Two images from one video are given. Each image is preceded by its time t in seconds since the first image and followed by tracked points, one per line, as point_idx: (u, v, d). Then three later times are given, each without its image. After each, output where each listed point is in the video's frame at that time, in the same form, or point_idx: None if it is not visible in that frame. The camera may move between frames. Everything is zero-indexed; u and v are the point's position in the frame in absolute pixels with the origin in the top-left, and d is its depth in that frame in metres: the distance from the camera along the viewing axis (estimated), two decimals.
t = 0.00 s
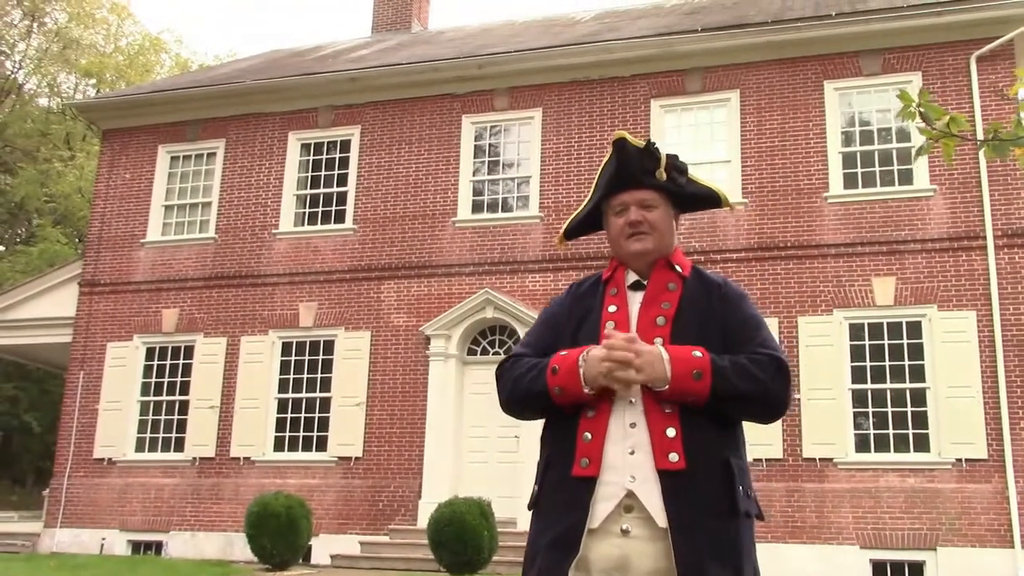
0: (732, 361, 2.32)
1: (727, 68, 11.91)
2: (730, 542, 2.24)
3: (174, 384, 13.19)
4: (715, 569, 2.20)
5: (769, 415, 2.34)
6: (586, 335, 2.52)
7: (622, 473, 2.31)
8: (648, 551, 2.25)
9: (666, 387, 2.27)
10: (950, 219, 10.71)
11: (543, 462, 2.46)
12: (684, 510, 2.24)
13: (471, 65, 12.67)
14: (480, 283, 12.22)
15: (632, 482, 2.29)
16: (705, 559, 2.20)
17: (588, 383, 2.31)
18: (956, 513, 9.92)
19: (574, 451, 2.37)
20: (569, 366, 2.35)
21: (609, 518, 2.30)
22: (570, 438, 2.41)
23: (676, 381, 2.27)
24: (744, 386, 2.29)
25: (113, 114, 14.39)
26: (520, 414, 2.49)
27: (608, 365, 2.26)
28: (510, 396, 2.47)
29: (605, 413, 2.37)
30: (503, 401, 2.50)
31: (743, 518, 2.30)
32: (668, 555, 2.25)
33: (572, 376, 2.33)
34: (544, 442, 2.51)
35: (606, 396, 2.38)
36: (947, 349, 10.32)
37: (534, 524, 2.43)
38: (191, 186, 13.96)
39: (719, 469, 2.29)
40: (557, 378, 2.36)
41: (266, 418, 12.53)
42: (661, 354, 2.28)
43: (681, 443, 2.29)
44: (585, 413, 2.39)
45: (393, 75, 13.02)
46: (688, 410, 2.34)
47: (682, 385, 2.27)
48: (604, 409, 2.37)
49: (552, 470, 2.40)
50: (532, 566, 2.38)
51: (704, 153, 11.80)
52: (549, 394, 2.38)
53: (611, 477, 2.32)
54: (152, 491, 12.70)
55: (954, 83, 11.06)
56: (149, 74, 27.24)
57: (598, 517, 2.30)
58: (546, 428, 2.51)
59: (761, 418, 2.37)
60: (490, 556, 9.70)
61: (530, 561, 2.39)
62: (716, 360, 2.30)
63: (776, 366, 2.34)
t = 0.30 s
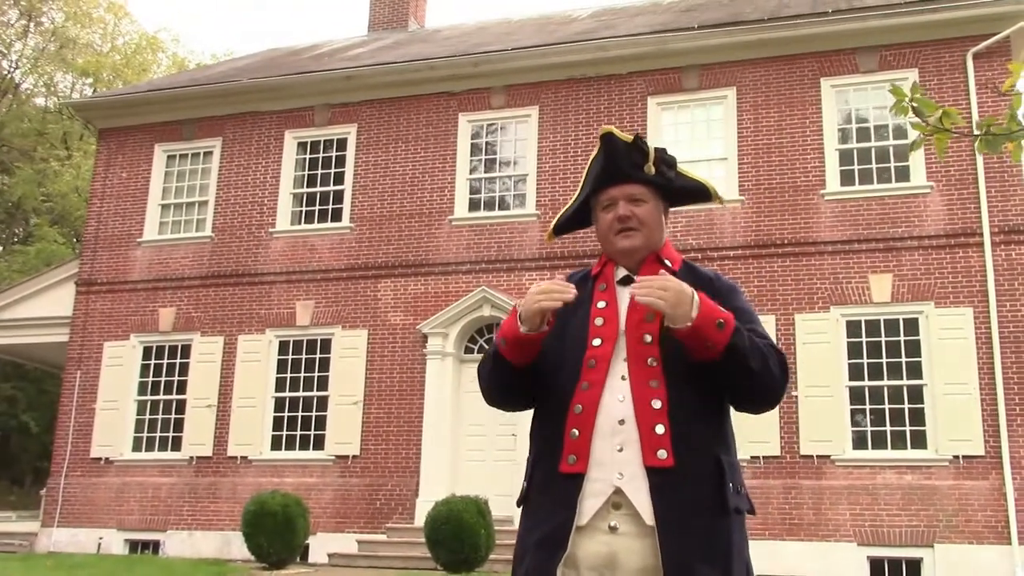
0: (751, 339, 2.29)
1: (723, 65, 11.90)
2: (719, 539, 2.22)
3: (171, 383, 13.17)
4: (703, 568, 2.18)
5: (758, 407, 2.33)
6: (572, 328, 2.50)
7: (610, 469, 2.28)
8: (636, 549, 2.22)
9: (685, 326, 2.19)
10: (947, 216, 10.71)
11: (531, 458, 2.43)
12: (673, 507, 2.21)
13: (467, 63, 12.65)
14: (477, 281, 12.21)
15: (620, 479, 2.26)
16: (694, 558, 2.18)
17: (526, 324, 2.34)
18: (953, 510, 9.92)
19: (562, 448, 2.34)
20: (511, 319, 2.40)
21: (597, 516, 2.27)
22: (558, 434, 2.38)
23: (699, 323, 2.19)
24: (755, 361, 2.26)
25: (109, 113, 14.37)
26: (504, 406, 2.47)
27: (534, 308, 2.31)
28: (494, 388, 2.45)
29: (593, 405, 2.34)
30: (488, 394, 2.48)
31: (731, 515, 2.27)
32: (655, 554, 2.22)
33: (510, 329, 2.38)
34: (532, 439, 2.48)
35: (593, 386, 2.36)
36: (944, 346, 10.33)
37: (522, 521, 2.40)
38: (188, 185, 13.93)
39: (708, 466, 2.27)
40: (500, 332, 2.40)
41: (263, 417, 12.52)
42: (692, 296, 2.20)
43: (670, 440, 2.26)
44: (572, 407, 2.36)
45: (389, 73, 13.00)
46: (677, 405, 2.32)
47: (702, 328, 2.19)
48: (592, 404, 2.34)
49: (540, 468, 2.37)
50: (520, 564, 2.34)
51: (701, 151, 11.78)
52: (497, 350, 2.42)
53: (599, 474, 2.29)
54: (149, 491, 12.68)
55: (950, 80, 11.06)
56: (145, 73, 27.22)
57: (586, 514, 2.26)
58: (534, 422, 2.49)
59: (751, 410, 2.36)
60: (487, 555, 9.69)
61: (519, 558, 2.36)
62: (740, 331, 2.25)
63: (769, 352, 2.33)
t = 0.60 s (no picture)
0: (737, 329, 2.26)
1: (720, 54, 11.87)
2: (711, 525, 2.18)
3: (169, 377, 13.16)
4: (696, 553, 2.15)
5: (751, 391, 2.30)
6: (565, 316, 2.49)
7: (601, 455, 2.26)
8: (629, 534, 2.20)
9: (669, 326, 2.17)
10: (944, 204, 10.70)
11: (524, 446, 2.42)
12: (664, 490, 2.18)
13: (463, 55, 12.62)
14: (474, 273, 12.19)
15: (612, 464, 2.24)
16: (687, 543, 2.15)
17: (530, 329, 2.31)
18: (952, 498, 9.94)
19: (554, 434, 2.33)
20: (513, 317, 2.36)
21: (589, 502, 2.25)
22: (550, 421, 2.37)
23: (682, 321, 2.16)
24: (740, 353, 2.23)
25: (104, 108, 14.32)
26: (496, 393, 2.47)
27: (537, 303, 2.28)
28: (485, 375, 2.45)
29: (584, 391, 2.33)
30: (480, 381, 2.48)
31: (726, 500, 2.24)
32: (648, 539, 2.20)
33: (513, 325, 2.34)
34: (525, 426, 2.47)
35: (585, 371, 2.35)
36: (942, 333, 10.33)
37: (515, 509, 2.38)
38: (184, 179, 13.90)
39: (700, 451, 2.24)
40: (503, 329, 2.38)
41: (262, 410, 12.51)
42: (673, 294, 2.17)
43: (661, 425, 2.24)
44: (564, 393, 2.35)
45: (385, 65, 12.97)
46: (669, 389, 2.29)
47: (686, 326, 2.17)
48: (583, 390, 2.33)
49: (533, 455, 2.36)
50: (513, 552, 2.33)
51: (697, 140, 11.76)
52: (498, 347, 2.40)
53: (590, 459, 2.27)
54: (148, 485, 12.68)
55: (946, 68, 11.04)
56: (141, 68, 27.19)
57: (578, 500, 2.25)
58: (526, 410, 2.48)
59: (744, 396, 2.32)
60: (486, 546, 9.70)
61: (512, 547, 2.34)
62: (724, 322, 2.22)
63: (760, 340, 2.30)
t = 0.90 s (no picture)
0: (711, 327, 2.25)
1: (717, 44, 11.83)
2: (708, 515, 2.17)
3: (168, 373, 13.15)
4: (691, 543, 2.14)
5: (745, 382, 2.28)
6: (561, 306, 2.47)
7: (596, 445, 2.24)
8: (625, 525, 2.19)
9: (632, 355, 2.22)
10: (942, 191, 10.69)
11: (518, 436, 2.39)
12: (661, 480, 2.17)
13: (459, 46, 12.59)
14: (472, 265, 12.18)
15: (607, 455, 2.23)
16: (684, 533, 2.14)
17: (566, 356, 2.27)
18: (952, 485, 9.95)
19: (549, 424, 2.31)
20: (543, 339, 2.30)
21: (584, 493, 2.24)
22: (544, 411, 2.35)
23: (644, 348, 2.21)
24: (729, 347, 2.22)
25: (100, 103, 14.28)
26: (492, 385, 2.45)
27: (589, 336, 2.22)
28: (481, 366, 2.44)
29: (578, 382, 2.31)
30: (475, 371, 2.46)
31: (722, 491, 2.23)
32: (644, 530, 2.19)
33: (548, 349, 2.28)
34: (518, 417, 2.45)
35: (579, 364, 2.33)
36: (940, 321, 10.33)
37: (508, 500, 2.36)
38: (181, 174, 13.87)
39: (696, 441, 2.23)
40: (531, 350, 2.32)
41: (261, 404, 12.51)
42: (629, 320, 2.23)
43: (657, 415, 2.23)
44: (559, 384, 2.33)
45: (381, 58, 12.93)
46: (664, 379, 2.28)
47: (649, 351, 2.22)
48: (578, 381, 2.31)
49: (527, 446, 2.34)
50: (506, 543, 2.31)
51: (695, 130, 11.74)
52: (524, 365, 2.34)
53: (585, 450, 2.25)
54: (149, 480, 12.68)
55: (944, 54, 11.01)
56: (136, 63, 27.18)
57: (573, 491, 2.23)
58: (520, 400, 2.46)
59: (739, 386, 2.30)
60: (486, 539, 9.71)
61: (505, 538, 2.33)
62: (686, 324, 2.23)
63: (754, 329, 2.28)
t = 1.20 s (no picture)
0: (704, 330, 2.24)
1: (718, 41, 11.81)
2: (701, 514, 2.17)
3: (168, 368, 13.14)
4: (685, 543, 2.13)
5: (739, 382, 2.28)
6: (554, 304, 2.45)
7: (590, 443, 2.23)
8: (618, 524, 2.18)
9: (630, 357, 2.20)
10: (943, 190, 10.67)
11: (510, 434, 2.37)
12: (655, 479, 2.16)
13: (460, 43, 12.57)
14: (472, 262, 12.17)
15: (601, 454, 2.21)
16: (677, 532, 2.13)
17: (559, 356, 2.25)
18: (951, 484, 9.95)
19: (542, 422, 2.29)
20: (537, 339, 2.28)
21: (577, 491, 2.22)
22: (536, 410, 2.33)
23: (642, 352, 2.20)
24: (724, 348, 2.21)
25: (100, 98, 14.25)
26: (484, 384, 2.43)
27: (582, 339, 2.20)
28: (474, 365, 2.42)
29: (571, 380, 2.30)
30: (468, 369, 2.44)
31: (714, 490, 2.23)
32: (637, 529, 2.18)
33: (541, 348, 2.27)
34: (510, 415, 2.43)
35: (573, 363, 2.31)
36: (940, 320, 10.31)
37: (500, 498, 2.34)
38: (181, 169, 13.85)
39: (689, 440, 2.22)
40: (525, 350, 2.29)
41: (261, 400, 12.50)
42: (626, 323, 2.21)
43: (651, 414, 2.22)
44: (552, 382, 2.32)
45: (381, 54, 12.91)
46: (658, 378, 2.26)
47: (647, 354, 2.20)
48: (572, 378, 2.30)
49: (519, 444, 2.32)
50: (498, 542, 2.29)
51: (695, 128, 11.73)
52: (517, 365, 2.32)
53: (578, 448, 2.24)
54: (148, 476, 12.68)
55: (945, 53, 10.99)
56: (137, 59, 27.23)
57: (566, 489, 2.22)
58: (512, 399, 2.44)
59: (733, 387, 2.30)
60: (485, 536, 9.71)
61: (496, 537, 2.30)
62: (683, 327, 2.22)
63: (747, 328, 2.27)
